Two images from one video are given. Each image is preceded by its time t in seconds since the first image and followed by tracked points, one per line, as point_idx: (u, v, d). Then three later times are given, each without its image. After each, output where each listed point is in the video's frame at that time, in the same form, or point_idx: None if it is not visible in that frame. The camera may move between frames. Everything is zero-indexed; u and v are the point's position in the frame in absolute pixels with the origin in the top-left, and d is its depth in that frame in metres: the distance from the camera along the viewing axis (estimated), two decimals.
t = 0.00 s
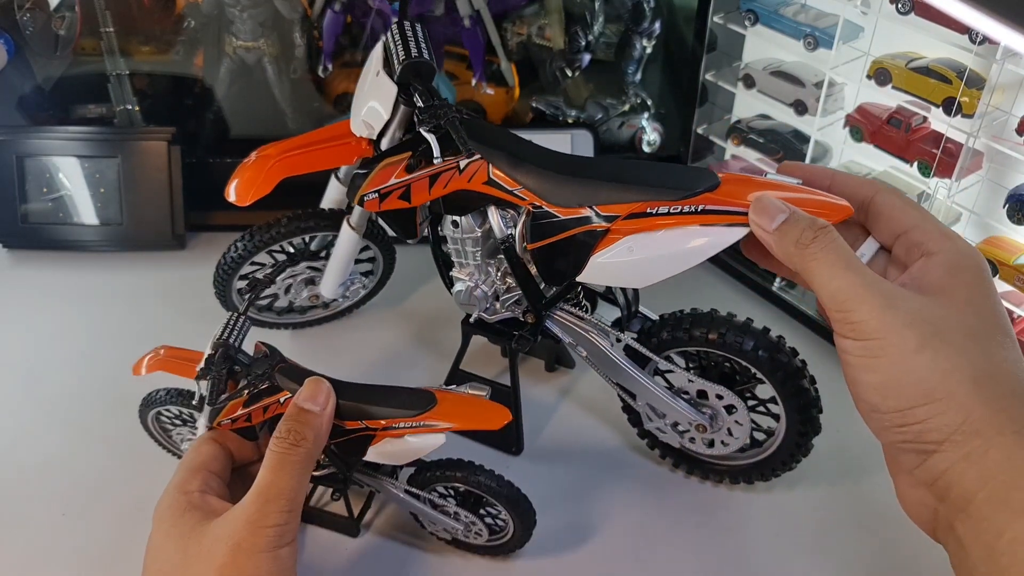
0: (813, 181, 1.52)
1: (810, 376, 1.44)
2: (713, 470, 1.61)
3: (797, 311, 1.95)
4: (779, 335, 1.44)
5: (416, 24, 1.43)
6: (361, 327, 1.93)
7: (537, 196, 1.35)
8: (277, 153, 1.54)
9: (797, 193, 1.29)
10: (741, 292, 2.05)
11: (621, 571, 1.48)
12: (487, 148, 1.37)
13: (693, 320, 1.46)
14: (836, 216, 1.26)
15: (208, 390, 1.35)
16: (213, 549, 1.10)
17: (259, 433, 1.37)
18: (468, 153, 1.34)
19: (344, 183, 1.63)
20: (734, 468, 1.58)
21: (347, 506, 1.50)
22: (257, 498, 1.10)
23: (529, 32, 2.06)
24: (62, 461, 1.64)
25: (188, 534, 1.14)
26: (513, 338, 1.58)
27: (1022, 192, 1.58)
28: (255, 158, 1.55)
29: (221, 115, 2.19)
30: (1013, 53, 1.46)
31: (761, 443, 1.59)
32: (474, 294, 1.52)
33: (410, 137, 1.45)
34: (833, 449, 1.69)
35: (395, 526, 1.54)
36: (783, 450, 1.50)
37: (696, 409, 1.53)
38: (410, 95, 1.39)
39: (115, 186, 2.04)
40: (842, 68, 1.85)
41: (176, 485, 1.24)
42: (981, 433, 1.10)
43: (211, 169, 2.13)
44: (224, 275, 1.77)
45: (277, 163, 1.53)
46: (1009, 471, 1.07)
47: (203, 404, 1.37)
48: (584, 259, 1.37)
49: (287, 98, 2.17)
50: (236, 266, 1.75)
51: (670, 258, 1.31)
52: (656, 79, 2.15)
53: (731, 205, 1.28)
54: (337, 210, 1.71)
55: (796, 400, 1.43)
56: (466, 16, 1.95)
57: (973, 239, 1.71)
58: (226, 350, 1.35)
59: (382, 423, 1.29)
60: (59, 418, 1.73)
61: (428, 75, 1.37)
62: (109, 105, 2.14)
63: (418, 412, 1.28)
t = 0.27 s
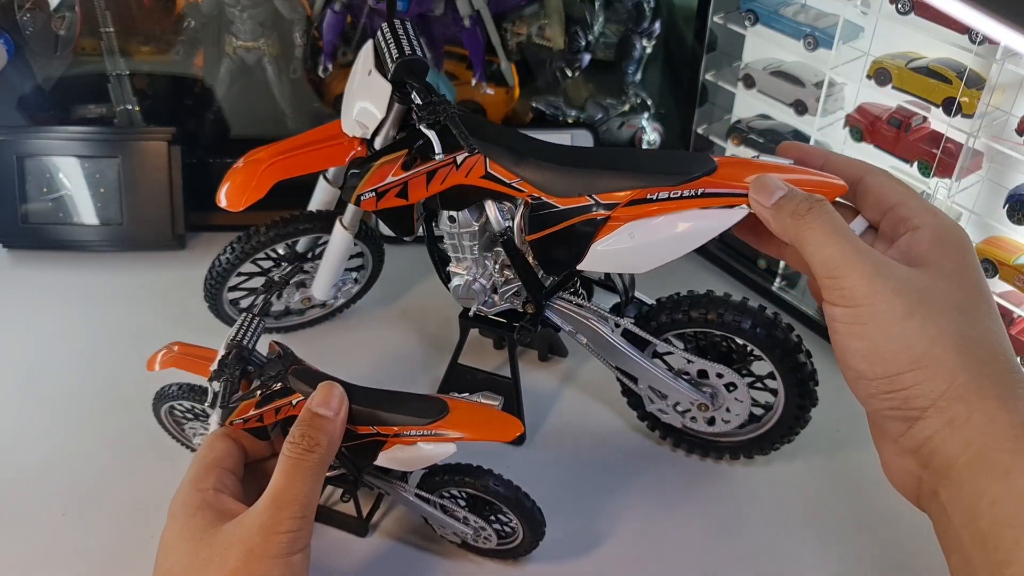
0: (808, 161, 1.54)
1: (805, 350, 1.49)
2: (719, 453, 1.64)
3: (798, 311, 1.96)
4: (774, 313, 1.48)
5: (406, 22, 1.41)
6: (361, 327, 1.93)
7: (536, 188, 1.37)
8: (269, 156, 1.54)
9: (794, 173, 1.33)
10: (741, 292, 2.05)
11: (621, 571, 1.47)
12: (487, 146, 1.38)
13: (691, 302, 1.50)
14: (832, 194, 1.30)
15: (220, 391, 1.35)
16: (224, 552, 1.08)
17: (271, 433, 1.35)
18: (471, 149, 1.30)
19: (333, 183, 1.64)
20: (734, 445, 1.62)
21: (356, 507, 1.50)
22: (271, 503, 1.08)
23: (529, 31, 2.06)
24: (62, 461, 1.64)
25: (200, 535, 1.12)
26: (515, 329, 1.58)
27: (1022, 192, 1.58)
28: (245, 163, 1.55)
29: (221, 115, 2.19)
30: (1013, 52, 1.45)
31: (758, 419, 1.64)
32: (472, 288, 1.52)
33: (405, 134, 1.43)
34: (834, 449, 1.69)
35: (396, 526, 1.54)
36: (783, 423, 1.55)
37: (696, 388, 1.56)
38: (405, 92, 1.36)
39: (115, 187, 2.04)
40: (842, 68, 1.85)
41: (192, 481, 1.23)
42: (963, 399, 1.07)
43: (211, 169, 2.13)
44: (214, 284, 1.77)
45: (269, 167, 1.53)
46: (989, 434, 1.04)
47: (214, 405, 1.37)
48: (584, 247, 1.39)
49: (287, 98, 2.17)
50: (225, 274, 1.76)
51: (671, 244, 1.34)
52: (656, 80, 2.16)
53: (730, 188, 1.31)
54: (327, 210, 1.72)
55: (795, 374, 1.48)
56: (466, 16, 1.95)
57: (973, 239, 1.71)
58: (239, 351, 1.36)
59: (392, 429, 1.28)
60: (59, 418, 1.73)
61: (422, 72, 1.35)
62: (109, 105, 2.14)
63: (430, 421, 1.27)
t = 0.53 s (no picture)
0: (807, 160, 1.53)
1: (803, 347, 1.49)
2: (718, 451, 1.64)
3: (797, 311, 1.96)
4: (772, 311, 1.49)
5: (404, 20, 1.41)
6: (360, 327, 1.93)
7: (535, 186, 1.37)
8: (266, 156, 1.54)
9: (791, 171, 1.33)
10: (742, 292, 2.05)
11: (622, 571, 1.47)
12: (487, 145, 1.38)
13: (688, 300, 1.50)
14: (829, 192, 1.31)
15: (229, 390, 1.36)
16: (233, 553, 1.08)
17: (279, 432, 1.34)
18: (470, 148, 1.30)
19: (332, 183, 1.62)
20: (733, 442, 1.62)
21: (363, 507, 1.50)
22: (279, 505, 1.08)
23: (529, 31, 2.06)
24: (62, 461, 1.64)
25: (207, 535, 1.12)
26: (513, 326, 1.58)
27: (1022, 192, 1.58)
28: (243, 163, 1.55)
29: (221, 115, 2.19)
30: (1013, 52, 1.45)
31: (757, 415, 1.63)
32: (471, 287, 1.51)
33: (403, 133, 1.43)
34: (834, 449, 1.69)
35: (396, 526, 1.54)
36: (780, 419, 1.55)
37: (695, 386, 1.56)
38: (405, 90, 1.37)
39: (115, 187, 2.04)
40: (842, 68, 1.85)
41: (198, 481, 1.22)
42: (946, 405, 1.08)
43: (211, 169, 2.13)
44: (212, 285, 1.77)
45: (266, 167, 1.53)
46: (973, 439, 1.05)
47: (223, 404, 1.38)
48: (583, 245, 1.39)
49: (287, 98, 2.17)
50: (222, 275, 1.76)
51: (670, 241, 1.34)
52: (656, 79, 2.16)
53: (729, 185, 1.31)
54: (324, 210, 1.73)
55: (792, 370, 1.48)
56: (466, 16, 1.95)
57: (973, 239, 1.71)
58: (247, 351, 1.36)
59: (398, 431, 1.28)
60: (59, 418, 1.73)
61: (421, 71, 1.35)
62: (109, 105, 2.14)
63: (436, 422, 1.27)
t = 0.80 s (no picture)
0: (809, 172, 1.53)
1: (804, 352, 1.49)
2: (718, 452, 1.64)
3: (797, 311, 1.96)
4: (773, 315, 1.49)
5: (407, 21, 1.40)
6: (361, 327, 1.93)
7: (536, 187, 1.37)
8: (269, 155, 1.54)
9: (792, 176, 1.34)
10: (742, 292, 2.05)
11: (621, 571, 1.47)
12: (487, 145, 1.39)
13: (690, 303, 1.50)
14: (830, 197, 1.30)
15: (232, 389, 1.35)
16: (237, 553, 1.06)
17: (280, 432, 1.34)
18: (472, 148, 1.32)
19: (333, 182, 1.65)
20: (732, 444, 1.62)
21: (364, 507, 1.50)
22: (284, 506, 1.07)
23: (529, 31, 2.06)
24: (62, 462, 1.64)
25: (210, 534, 1.10)
26: (513, 328, 1.57)
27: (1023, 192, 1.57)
28: (246, 162, 1.55)
29: (221, 115, 2.19)
30: (1013, 52, 1.45)
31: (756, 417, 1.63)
32: (471, 288, 1.51)
33: (405, 134, 1.43)
34: (834, 449, 1.69)
35: (396, 526, 1.54)
36: (781, 422, 1.55)
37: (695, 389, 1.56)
38: (406, 90, 1.36)
39: (116, 187, 2.04)
40: (842, 68, 1.84)
41: (202, 482, 1.21)
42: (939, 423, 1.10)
43: (211, 169, 2.13)
44: (213, 284, 1.77)
45: (269, 166, 1.53)
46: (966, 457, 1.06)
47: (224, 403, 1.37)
48: (583, 247, 1.39)
49: (287, 98, 2.17)
50: (224, 273, 1.76)
51: (670, 243, 1.34)
52: (656, 80, 2.16)
53: (729, 188, 1.32)
54: (327, 210, 1.73)
55: (793, 375, 1.48)
56: (466, 16, 1.96)
57: (973, 239, 1.71)
58: (251, 350, 1.36)
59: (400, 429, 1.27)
60: (59, 418, 1.73)
61: (422, 71, 1.35)
62: (109, 105, 2.14)
63: (441, 422, 1.27)
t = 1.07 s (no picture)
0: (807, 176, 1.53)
1: (804, 352, 1.50)
2: (719, 453, 1.64)
3: (797, 311, 1.97)
4: (773, 315, 1.49)
5: (407, 21, 1.40)
6: (361, 326, 1.93)
7: (536, 187, 1.37)
8: (269, 156, 1.54)
9: (792, 176, 1.35)
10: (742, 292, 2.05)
11: (621, 571, 1.47)
12: (489, 146, 1.39)
13: (690, 302, 1.50)
14: (829, 196, 1.31)
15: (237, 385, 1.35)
16: (234, 554, 0.98)
17: (285, 430, 1.33)
18: (472, 147, 1.33)
19: (333, 182, 1.65)
20: (732, 444, 1.62)
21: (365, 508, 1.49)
22: (281, 504, 1.00)
23: (529, 31, 2.06)
24: (62, 462, 1.64)
25: (209, 537, 1.02)
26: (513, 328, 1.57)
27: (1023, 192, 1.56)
28: (245, 163, 1.54)
29: (221, 115, 2.19)
30: (1013, 52, 1.46)
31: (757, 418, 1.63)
32: (472, 288, 1.52)
33: (405, 134, 1.43)
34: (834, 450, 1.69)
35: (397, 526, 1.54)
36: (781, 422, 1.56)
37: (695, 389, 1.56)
38: (406, 90, 1.37)
39: (116, 187, 2.04)
40: (842, 68, 1.83)
41: (205, 482, 1.13)
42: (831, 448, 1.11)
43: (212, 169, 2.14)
44: (213, 284, 1.77)
45: (270, 166, 1.53)
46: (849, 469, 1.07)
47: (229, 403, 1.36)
48: (583, 248, 1.39)
49: (287, 98, 2.17)
50: (223, 274, 1.76)
51: (669, 244, 1.33)
52: (656, 80, 2.17)
53: (729, 188, 1.32)
54: (327, 210, 1.73)
55: (793, 375, 1.49)
56: (466, 16, 1.96)
57: (973, 239, 1.68)
58: (255, 343, 1.36)
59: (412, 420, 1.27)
60: (60, 418, 1.73)
61: (423, 71, 1.35)
62: (109, 105, 2.14)
63: (446, 412, 1.28)
